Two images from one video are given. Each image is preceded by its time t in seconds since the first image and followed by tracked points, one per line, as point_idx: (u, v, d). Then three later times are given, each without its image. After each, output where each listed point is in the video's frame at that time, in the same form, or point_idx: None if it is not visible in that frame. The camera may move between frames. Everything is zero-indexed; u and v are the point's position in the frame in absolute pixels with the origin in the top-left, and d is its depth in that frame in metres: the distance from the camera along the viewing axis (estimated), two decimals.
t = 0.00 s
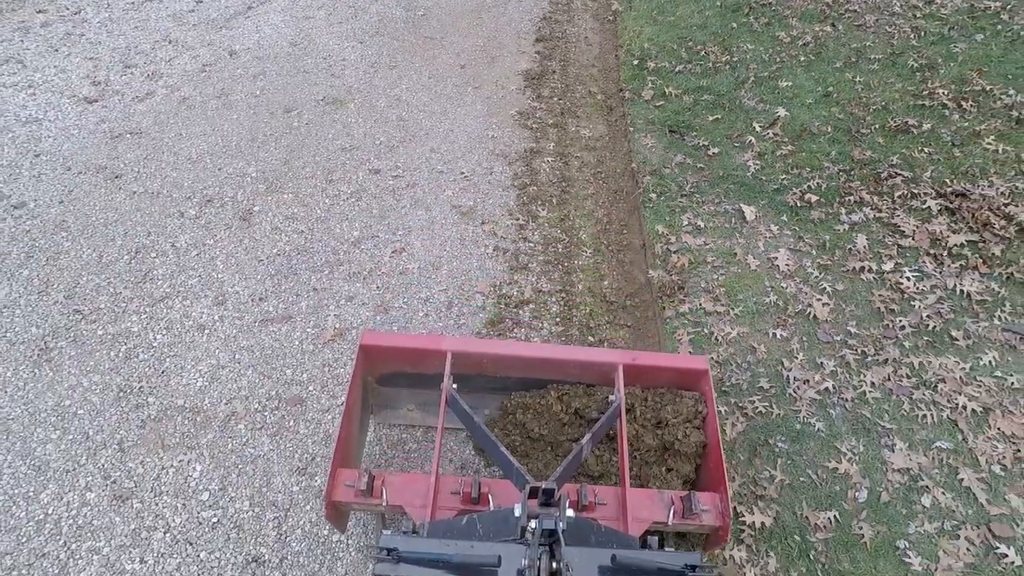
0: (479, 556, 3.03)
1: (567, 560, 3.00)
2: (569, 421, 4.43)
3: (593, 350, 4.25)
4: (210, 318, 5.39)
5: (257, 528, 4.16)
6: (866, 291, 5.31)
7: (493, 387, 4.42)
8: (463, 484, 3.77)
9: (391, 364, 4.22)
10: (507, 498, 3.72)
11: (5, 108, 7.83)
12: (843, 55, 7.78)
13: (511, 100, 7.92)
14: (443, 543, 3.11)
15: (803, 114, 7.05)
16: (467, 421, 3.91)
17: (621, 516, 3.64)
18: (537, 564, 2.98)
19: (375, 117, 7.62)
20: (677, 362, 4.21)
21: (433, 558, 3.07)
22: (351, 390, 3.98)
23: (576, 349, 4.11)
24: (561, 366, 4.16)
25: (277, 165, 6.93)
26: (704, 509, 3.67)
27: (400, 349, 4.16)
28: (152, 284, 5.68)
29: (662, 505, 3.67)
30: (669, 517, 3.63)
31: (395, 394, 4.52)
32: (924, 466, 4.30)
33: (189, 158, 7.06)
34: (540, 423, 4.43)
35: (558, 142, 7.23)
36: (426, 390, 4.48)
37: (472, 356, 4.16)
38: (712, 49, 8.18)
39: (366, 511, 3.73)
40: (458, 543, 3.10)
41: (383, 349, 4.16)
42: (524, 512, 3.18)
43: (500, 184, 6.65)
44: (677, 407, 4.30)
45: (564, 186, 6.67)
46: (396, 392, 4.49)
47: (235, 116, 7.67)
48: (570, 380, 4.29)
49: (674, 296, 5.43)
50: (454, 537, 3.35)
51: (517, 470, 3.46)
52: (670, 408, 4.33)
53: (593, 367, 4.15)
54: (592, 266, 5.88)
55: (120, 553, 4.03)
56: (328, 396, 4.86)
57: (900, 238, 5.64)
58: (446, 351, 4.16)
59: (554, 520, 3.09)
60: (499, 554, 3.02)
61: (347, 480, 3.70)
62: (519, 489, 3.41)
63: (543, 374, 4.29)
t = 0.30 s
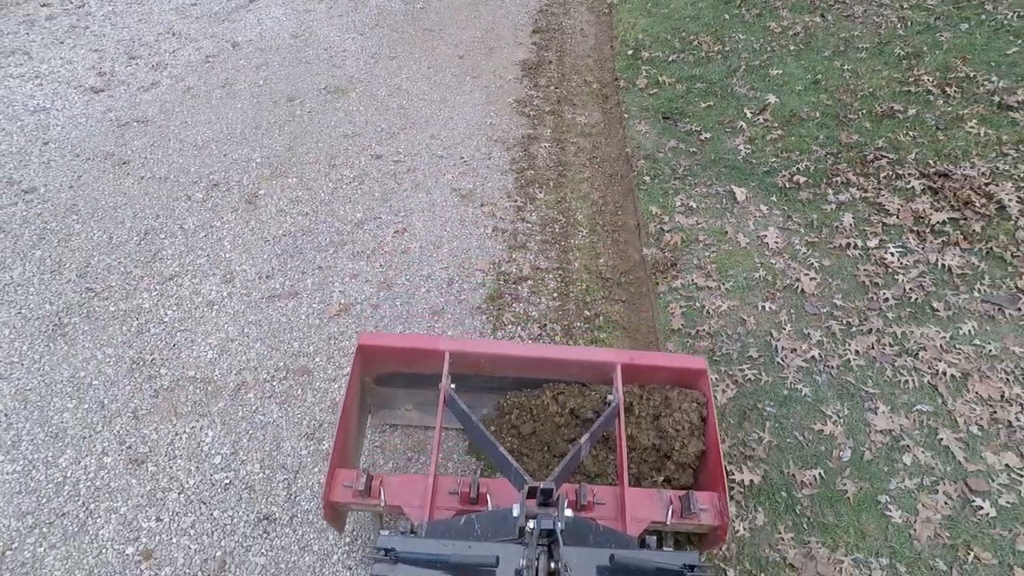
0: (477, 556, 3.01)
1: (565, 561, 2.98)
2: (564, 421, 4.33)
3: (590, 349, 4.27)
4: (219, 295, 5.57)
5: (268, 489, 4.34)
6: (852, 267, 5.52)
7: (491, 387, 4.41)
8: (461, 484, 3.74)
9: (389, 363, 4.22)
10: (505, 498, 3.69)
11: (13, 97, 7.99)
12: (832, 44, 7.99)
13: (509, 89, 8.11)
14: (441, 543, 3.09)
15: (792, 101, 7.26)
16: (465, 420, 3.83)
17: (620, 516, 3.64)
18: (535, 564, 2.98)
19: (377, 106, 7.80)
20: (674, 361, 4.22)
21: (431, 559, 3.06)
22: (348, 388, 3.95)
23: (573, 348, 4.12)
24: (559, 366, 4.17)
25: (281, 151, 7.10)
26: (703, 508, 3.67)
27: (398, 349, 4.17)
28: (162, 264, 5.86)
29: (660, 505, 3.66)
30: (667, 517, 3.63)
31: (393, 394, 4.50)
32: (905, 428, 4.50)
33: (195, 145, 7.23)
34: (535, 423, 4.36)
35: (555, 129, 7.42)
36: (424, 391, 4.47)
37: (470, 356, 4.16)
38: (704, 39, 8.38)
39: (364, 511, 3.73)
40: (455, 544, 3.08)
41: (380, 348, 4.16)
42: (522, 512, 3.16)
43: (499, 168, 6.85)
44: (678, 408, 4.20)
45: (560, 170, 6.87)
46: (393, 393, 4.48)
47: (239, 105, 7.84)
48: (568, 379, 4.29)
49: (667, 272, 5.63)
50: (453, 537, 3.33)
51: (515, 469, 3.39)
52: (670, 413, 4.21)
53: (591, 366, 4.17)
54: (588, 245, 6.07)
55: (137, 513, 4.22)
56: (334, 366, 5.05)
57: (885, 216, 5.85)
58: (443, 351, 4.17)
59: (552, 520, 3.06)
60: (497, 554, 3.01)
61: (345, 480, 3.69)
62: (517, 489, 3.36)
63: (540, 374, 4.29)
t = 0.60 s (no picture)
0: (474, 555, 3.08)
1: (561, 559, 3.03)
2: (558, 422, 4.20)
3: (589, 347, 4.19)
4: (227, 272, 5.76)
5: (277, 449, 4.53)
6: (837, 241, 5.73)
7: (488, 387, 4.31)
8: (458, 483, 3.66)
9: (385, 361, 4.14)
10: (502, 496, 3.61)
11: (21, 87, 8.17)
12: (820, 32, 8.21)
13: (506, 78, 8.31)
14: (438, 542, 3.15)
15: (780, 86, 7.48)
16: (462, 419, 3.79)
17: (617, 514, 3.57)
18: (532, 563, 3.05)
19: (377, 93, 8.00)
20: (672, 359, 4.15)
21: (429, 557, 3.13)
22: (345, 387, 3.88)
23: (570, 346, 4.06)
24: (557, 364, 4.09)
25: (284, 137, 7.30)
26: (701, 506, 3.60)
27: (394, 347, 4.09)
28: (170, 243, 6.06)
29: (657, 502, 3.59)
30: (665, 515, 3.56)
31: (390, 393, 4.41)
32: (885, 389, 4.71)
33: (200, 131, 7.42)
34: (529, 423, 4.23)
35: (551, 115, 7.63)
36: (421, 390, 4.38)
37: (466, 355, 4.08)
38: (696, 28, 8.60)
39: (361, 510, 3.64)
40: (452, 542, 3.14)
41: (376, 346, 4.08)
42: (518, 510, 3.19)
43: (496, 152, 7.06)
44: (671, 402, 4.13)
45: (556, 153, 7.07)
46: (390, 391, 4.39)
47: (243, 94, 8.03)
48: (566, 378, 4.22)
49: (659, 248, 5.84)
50: (449, 536, 3.32)
51: (512, 467, 3.39)
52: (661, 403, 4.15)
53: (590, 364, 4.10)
54: (583, 223, 6.27)
55: (153, 472, 4.42)
56: (339, 336, 5.25)
57: (869, 193, 6.06)
58: (440, 349, 4.09)
59: (549, 518, 3.12)
60: (494, 553, 3.07)
61: (342, 479, 3.61)
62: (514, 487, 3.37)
63: (539, 373, 4.21)
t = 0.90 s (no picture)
0: (473, 555, 3.18)
1: (559, 559, 3.14)
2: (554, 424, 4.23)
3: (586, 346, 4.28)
4: (236, 251, 5.96)
5: (287, 414, 4.74)
6: (823, 217, 5.95)
7: (485, 386, 4.39)
8: (456, 483, 3.77)
9: (384, 361, 4.23)
10: (500, 496, 3.74)
11: (30, 79, 8.36)
12: (808, 21, 8.44)
13: (503, 67, 8.53)
14: (437, 542, 3.25)
15: (769, 73, 7.71)
16: (461, 419, 3.96)
17: (616, 513, 3.67)
18: (530, 563, 3.15)
19: (377, 83, 8.21)
20: (668, 358, 4.22)
21: (427, 557, 3.23)
22: (343, 386, 3.99)
23: (568, 345, 4.16)
24: (554, 364, 4.18)
25: (288, 125, 7.50)
26: (699, 505, 3.71)
27: (394, 347, 4.18)
28: (180, 224, 6.26)
29: (656, 501, 3.70)
30: (663, 514, 3.67)
31: (388, 392, 4.49)
32: (868, 353, 4.92)
33: (206, 120, 7.62)
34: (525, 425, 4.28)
35: (547, 103, 7.85)
36: (419, 389, 4.47)
37: (466, 355, 4.17)
38: (688, 18, 8.81)
39: (359, 510, 3.76)
40: (451, 543, 3.24)
41: (375, 345, 4.17)
42: (517, 510, 3.31)
43: (494, 138, 7.26)
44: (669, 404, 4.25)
45: (552, 139, 7.29)
46: (389, 391, 4.47)
47: (247, 84, 8.23)
48: (562, 377, 4.29)
49: (652, 226, 6.06)
50: (447, 535, 3.44)
51: (510, 468, 3.58)
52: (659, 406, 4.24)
53: (587, 363, 4.18)
54: (579, 204, 6.49)
55: (169, 435, 4.63)
56: (344, 310, 5.45)
57: (854, 172, 6.29)
58: (438, 349, 4.17)
59: (547, 518, 3.25)
60: (492, 553, 3.17)
61: (340, 479, 3.73)
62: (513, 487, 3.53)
63: (537, 372, 4.30)
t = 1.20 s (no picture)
0: (470, 556, 3.15)
1: (557, 559, 3.11)
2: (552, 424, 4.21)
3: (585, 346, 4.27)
4: (244, 229, 6.18)
5: (296, 379, 4.96)
6: (809, 193, 6.18)
7: (484, 386, 4.38)
8: (454, 483, 3.79)
9: (382, 360, 4.20)
10: (499, 496, 3.74)
11: (38, 69, 8.54)
12: (797, 8, 8.66)
13: (500, 56, 8.75)
14: (434, 543, 3.23)
15: (759, 59, 7.93)
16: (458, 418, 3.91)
17: (613, 512, 3.67)
18: (528, 563, 3.12)
19: (378, 72, 8.42)
20: (668, 357, 4.22)
21: (425, 557, 3.22)
22: (341, 385, 3.97)
23: (567, 345, 4.15)
24: (553, 363, 4.17)
25: (291, 111, 7.71)
26: (697, 504, 3.70)
27: (393, 346, 4.16)
28: (189, 205, 6.48)
29: (653, 500, 3.70)
30: (661, 513, 3.66)
31: (386, 392, 4.45)
32: (851, 318, 5.15)
33: (212, 107, 7.83)
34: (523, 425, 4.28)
35: (543, 89, 8.06)
36: (417, 389, 4.43)
37: (465, 354, 4.17)
38: (680, 7, 9.01)
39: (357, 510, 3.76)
40: (448, 542, 3.22)
41: (373, 344, 4.15)
42: (514, 510, 3.28)
43: (492, 122, 7.48)
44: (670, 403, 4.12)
45: (549, 123, 7.51)
46: (387, 390, 4.43)
47: (251, 73, 8.44)
48: (561, 377, 4.28)
49: (644, 203, 6.29)
50: (445, 535, 3.43)
51: (508, 467, 3.51)
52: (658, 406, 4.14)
53: (586, 362, 4.18)
54: (574, 183, 6.71)
55: (183, 399, 4.85)
56: (349, 283, 5.67)
57: (840, 151, 6.51)
58: (437, 349, 4.15)
59: (545, 518, 3.20)
60: (490, 552, 3.14)
61: (337, 478, 3.73)
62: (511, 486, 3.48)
63: (536, 372, 4.29)
